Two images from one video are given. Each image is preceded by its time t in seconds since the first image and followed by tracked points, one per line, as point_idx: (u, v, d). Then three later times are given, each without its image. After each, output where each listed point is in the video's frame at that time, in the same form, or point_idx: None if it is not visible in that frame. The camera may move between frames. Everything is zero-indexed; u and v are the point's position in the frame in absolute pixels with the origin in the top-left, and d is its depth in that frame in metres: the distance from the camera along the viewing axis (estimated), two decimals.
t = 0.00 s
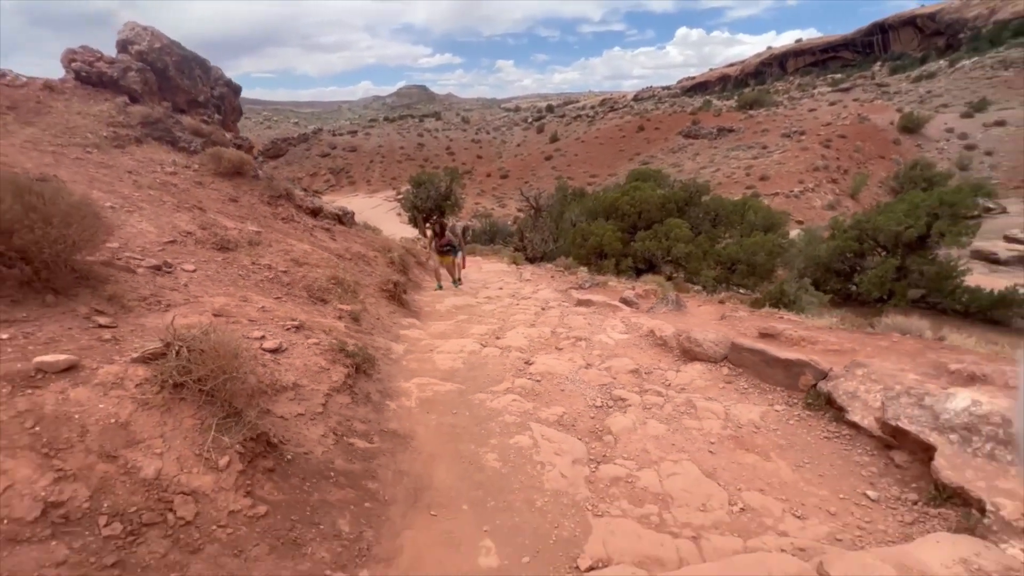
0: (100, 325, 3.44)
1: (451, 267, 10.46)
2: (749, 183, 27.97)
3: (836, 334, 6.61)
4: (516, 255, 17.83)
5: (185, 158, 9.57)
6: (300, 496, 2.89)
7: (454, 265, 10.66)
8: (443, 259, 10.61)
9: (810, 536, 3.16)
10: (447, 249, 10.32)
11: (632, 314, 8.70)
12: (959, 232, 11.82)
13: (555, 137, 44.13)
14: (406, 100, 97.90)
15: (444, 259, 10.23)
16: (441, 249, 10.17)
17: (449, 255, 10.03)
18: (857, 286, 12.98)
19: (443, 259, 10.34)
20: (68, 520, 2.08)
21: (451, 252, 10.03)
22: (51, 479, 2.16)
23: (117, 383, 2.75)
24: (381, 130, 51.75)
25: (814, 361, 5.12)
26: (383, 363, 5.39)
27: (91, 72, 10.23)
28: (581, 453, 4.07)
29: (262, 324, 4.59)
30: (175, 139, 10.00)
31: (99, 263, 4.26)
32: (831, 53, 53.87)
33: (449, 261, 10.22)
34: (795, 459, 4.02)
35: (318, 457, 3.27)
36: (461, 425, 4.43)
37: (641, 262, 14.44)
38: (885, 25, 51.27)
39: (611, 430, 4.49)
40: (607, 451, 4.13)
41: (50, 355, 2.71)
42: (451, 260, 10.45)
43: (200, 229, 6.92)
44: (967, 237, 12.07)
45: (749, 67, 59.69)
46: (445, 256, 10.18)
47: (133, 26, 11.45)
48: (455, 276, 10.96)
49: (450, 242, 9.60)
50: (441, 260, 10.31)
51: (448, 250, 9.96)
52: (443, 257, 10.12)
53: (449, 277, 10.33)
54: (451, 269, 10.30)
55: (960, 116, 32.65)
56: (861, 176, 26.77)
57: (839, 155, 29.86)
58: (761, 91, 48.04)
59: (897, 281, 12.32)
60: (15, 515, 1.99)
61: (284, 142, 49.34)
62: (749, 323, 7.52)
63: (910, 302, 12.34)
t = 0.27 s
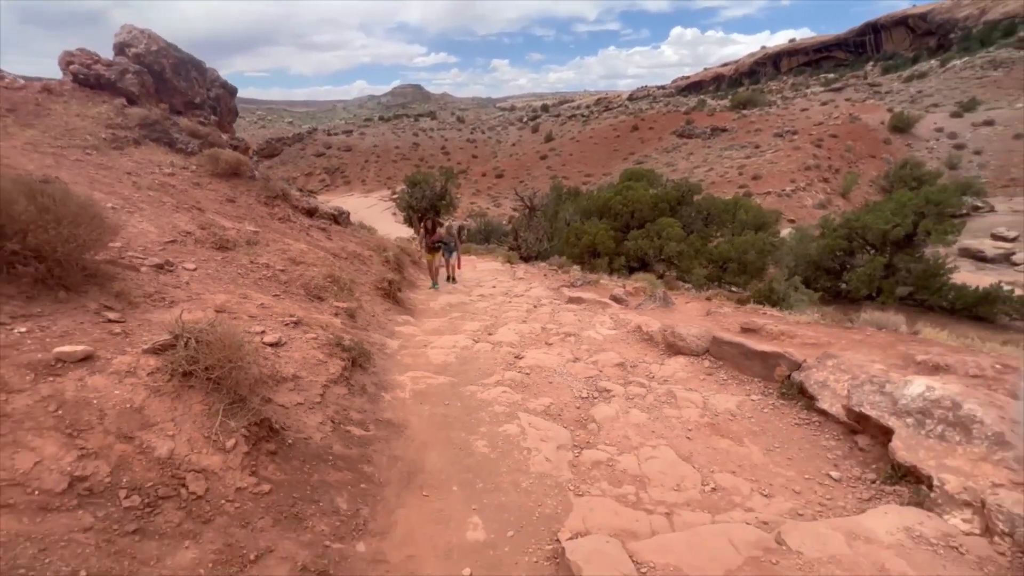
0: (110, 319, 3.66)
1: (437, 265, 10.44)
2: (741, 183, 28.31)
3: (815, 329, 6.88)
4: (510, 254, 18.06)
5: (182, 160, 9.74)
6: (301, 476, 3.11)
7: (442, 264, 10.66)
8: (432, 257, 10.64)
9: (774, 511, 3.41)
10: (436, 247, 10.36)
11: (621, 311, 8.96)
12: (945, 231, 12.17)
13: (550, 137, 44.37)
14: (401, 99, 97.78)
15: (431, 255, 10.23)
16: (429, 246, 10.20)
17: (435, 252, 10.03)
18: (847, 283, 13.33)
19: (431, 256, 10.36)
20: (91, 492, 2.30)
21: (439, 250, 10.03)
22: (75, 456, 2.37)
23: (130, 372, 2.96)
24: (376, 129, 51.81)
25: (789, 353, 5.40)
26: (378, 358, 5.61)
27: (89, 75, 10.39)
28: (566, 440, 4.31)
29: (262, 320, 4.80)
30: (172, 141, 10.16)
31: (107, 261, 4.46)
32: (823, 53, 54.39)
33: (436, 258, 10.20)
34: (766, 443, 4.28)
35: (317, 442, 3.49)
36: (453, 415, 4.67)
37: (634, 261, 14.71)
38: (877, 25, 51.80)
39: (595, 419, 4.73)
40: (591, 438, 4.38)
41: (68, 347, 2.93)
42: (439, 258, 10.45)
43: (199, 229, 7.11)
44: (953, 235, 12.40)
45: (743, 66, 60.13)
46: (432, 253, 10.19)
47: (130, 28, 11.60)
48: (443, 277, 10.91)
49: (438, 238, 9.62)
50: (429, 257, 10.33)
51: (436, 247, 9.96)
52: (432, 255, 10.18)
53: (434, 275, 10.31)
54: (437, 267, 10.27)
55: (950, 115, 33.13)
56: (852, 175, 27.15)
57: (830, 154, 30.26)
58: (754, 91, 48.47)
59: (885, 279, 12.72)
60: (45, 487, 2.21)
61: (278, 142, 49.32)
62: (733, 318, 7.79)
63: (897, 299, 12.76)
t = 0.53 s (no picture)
0: (124, 310, 3.89)
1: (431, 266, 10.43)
2: (736, 182, 28.64)
3: (796, 322, 7.16)
4: (506, 252, 18.32)
5: (183, 160, 9.94)
6: (305, 454, 3.35)
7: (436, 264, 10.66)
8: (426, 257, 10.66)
9: (743, 486, 3.67)
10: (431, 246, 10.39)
11: (612, 306, 9.23)
12: (934, 229, 12.45)
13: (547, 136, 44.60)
14: (398, 99, 97.76)
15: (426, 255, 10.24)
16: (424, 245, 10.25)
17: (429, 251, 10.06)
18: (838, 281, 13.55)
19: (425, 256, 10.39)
20: (117, 461, 2.54)
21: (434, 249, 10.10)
22: (101, 430, 2.62)
23: (147, 357, 3.21)
24: (373, 129, 51.96)
25: (767, 344, 5.67)
26: (375, 350, 5.86)
27: (91, 77, 10.62)
28: (553, 424, 4.57)
29: (265, 313, 5.04)
30: (172, 141, 10.36)
31: (117, 257, 4.69)
32: (819, 52, 54.78)
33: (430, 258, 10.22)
34: (741, 427, 4.54)
35: (319, 424, 3.74)
36: (447, 402, 4.92)
37: (628, 259, 14.99)
38: (872, 25, 52.21)
39: (582, 406, 4.99)
40: (577, 423, 4.64)
41: (89, 334, 3.19)
42: (433, 258, 10.48)
43: (201, 227, 7.33)
44: (941, 233, 12.67)
45: (739, 66, 60.50)
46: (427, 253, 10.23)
47: (130, 31, 11.83)
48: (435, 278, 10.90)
49: (433, 238, 9.67)
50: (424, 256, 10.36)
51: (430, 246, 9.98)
52: (428, 253, 10.26)
53: (428, 276, 10.27)
54: (431, 268, 10.26)
55: (942, 115, 33.53)
56: (845, 175, 27.50)
57: (823, 154, 30.61)
58: (749, 91, 48.86)
59: (876, 277, 12.94)
60: (75, 455, 2.45)
61: (275, 142, 49.40)
62: (719, 312, 8.06)
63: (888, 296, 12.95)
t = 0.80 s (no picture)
0: (139, 303, 4.12)
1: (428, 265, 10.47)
2: (733, 181, 28.93)
3: (782, 317, 7.43)
4: (504, 251, 18.55)
5: (187, 160, 10.15)
6: (313, 436, 3.59)
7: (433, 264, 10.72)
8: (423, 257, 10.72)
9: (723, 467, 3.92)
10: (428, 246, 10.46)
11: (606, 303, 9.48)
12: (925, 227, 12.72)
13: (545, 136, 44.84)
14: (397, 98, 97.83)
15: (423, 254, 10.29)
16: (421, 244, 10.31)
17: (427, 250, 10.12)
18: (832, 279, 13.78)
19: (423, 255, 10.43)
20: (144, 439, 2.78)
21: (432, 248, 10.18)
22: (128, 411, 2.85)
23: (165, 346, 3.45)
24: (371, 128, 52.12)
25: (752, 338, 5.93)
26: (377, 344, 6.09)
27: (95, 79, 10.84)
28: (546, 413, 4.81)
29: (271, 308, 5.28)
30: (176, 142, 10.57)
31: (131, 254, 4.91)
32: (816, 52, 55.15)
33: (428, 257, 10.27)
34: (724, 415, 4.79)
35: (326, 411, 3.98)
36: (445, 393, 5.16)
37: (624, 258, 15.21)
38: (869, 24, 52.61)
39: (574, 396, 5.24)
40: (569, 411, 4.88)
41: (112, 325, 3.42)
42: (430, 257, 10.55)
43: (207, 226, 7.54)
44: (933, 232, 12.92)
45: (736, 66, 60.85)
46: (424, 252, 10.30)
47: (134, 34, 12.07)
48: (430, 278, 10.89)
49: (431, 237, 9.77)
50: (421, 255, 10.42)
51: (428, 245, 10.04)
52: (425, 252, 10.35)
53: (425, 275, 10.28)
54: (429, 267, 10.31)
55: (937, 115, 33.87)
56: (841, 175, 27.80)
57: (819, 154, 30.90)
58: (745, 91, 49.15)
59: (870, 275, 13.12)
60: (106, 432, 2.68)
61: (273, 142, 49.53)
62: (710, 309, 8.32)
63: (882, 294, 13.11)
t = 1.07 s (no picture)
0: (154, 297, 4.33)
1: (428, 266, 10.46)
2: (731, 181, 29.15)
3: (771, 314, 7.67)
4: (503, 250, 18.77)
5: (191, 161, 10.35)
6: (320, 422, 3.82)
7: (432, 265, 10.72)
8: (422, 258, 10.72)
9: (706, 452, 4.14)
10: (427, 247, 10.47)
11: (602, 300, 9.70)
12: (920, 227, 12.98)
13: (545, 136, 45.03)
14: (396, 98, 97.93)
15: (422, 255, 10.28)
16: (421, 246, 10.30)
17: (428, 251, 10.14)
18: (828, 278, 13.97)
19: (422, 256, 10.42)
20: (165, 421, 3.00)
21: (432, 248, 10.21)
22: (150, 396, 3.08)
23: (181, 337, 3.68)
24: (370, 128, 52.30)
25: (739, 333, 6.17)
26: (378, 340, 6.31)
27: (101, 80, 11.06)
28: (541, 403, 5.04)
29: (277, 303, 5.50)
30: (181, 143, 10.77)
31: (144, 251, 5.12)
32: (816, 51, 55.34)
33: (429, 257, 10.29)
34: (710, 405, 5.02)
35: (331, 400, 4.20)
36: (444, 385, 5.38)
37: (622, 257, 15.42)
38: (868, 24, 52.82)
39: (568, 388, 5.47)
40: (563, 402, 5.11)
41: (131, 317, 3.65)
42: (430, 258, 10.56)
43: (212, 225, 7.75)
44: (928, 231, 13.15)
45: (735, 65, 61.03)
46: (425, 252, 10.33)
47: (138, 37, 12.35)
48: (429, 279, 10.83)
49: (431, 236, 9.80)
50: (421, 257, 10.43)
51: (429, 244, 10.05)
52: (425, 255, 10.37)
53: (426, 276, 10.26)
54: (429, 267, 10.33)
55: (935, 114, 34.11)
56: (838, 174, 28.06)
57: (817, 153, 31.11)
58: (744, 91, 49.36)
59: (865, 274, 13.31)
60: (131, 414, 2.91)
61: (273, 141, 49.68)
62: (703, 305, 8.54)
63: (877, 293, 13.38)
